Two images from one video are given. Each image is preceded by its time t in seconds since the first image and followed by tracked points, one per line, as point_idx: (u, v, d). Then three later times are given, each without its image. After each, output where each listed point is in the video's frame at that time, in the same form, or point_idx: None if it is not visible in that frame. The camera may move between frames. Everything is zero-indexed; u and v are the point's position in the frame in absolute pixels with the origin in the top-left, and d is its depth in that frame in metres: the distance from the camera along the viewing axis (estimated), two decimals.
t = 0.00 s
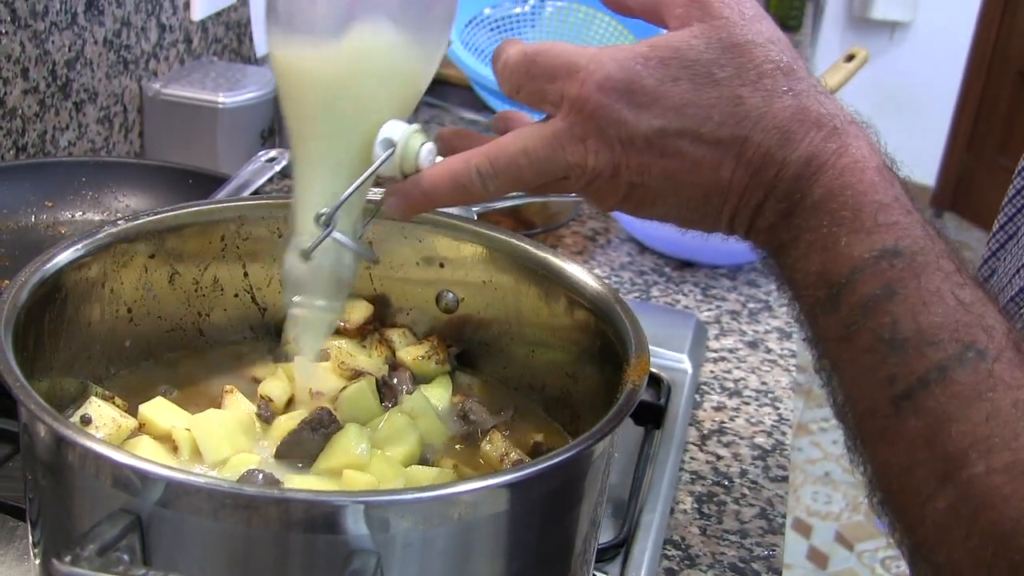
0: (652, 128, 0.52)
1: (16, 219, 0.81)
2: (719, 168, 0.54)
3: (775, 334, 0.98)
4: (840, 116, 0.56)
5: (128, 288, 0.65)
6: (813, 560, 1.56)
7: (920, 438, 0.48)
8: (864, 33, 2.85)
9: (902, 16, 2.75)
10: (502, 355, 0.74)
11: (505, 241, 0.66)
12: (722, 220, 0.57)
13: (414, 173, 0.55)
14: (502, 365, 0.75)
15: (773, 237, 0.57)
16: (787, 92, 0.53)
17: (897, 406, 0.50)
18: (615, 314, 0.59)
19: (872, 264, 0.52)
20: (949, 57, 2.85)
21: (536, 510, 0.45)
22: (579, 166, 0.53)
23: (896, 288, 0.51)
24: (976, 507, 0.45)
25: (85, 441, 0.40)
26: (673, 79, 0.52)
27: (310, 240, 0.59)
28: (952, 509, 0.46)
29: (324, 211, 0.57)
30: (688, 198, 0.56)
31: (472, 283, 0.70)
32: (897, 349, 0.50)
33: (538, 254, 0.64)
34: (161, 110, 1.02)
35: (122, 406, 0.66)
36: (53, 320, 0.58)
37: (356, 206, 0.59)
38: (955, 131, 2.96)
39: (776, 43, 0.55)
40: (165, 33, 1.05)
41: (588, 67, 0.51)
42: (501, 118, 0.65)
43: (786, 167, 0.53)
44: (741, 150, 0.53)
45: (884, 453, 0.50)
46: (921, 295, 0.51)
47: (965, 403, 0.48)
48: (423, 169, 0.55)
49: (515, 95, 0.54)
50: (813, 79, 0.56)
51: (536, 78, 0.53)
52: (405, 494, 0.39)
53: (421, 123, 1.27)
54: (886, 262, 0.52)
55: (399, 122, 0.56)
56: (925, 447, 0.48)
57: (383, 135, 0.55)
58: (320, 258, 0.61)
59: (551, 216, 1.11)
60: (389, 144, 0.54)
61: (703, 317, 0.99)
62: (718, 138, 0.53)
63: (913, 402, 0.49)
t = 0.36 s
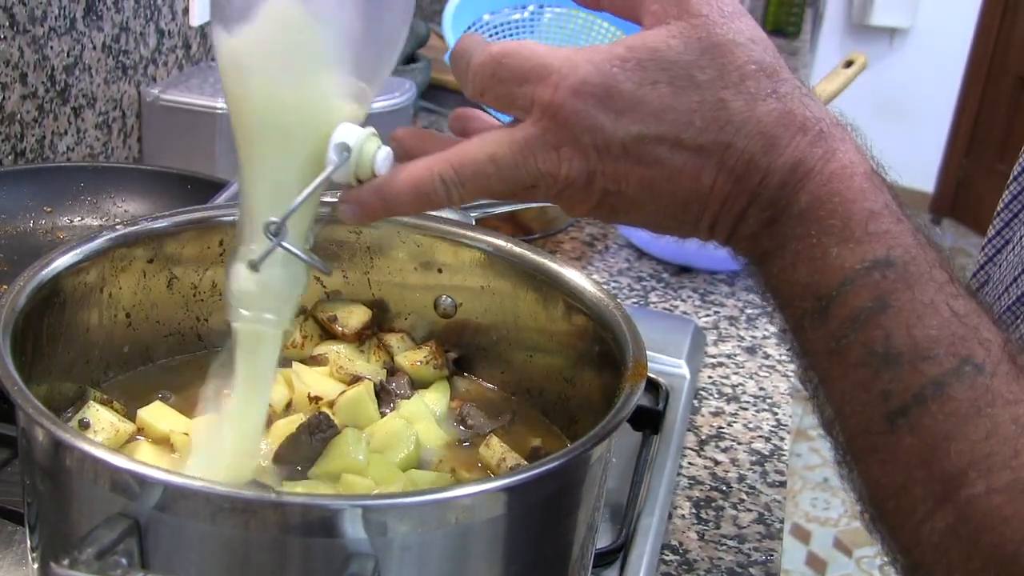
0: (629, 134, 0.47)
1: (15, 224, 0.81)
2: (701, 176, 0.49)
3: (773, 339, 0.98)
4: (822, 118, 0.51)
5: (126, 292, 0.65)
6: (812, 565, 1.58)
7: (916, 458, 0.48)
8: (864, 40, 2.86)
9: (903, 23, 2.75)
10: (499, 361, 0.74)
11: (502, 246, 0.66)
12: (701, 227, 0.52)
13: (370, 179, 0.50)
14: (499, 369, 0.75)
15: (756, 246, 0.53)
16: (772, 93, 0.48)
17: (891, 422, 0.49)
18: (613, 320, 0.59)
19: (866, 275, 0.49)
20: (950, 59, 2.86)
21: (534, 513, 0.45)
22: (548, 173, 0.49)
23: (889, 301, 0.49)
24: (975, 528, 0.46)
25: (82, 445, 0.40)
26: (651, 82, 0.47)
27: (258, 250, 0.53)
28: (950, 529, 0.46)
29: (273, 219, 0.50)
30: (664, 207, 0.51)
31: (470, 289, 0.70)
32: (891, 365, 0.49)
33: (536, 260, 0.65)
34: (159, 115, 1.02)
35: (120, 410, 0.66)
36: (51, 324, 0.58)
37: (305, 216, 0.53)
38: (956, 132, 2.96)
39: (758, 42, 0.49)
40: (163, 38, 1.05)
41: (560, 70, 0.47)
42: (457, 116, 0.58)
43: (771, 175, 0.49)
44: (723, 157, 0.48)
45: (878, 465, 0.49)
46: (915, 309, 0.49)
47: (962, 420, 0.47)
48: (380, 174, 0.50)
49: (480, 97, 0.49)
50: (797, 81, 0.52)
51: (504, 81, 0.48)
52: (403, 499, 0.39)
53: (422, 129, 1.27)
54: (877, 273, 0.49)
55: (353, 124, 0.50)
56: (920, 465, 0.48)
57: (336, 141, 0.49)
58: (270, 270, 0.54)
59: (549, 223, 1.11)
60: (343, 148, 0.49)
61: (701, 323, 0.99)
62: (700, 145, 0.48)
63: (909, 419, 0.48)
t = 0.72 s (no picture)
0: (618, 115, 0.46)
1: (13, 227, 0.81)
2: (693, 157, 0.48)
3: (771, 340, 0.98)
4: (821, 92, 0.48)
5: (125, 294, 0.65)
6: (811, 568, 1.58)
7: (913, 450, 0.47)
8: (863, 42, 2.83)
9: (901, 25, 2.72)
10: (497, 362, 0.74)
11: (497, 246, 0.66)
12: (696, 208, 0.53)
13: (349, 161, 0.51)
14: (497, 370, 0.75)
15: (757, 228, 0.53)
16: (765, 73, 0.47)
17: (888, 413, 0.48)
18: (609, 320, 0.59)
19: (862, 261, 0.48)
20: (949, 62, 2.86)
21: (533, 511, 0.45)
22: (535, 155, 0.48)
23: (885, 289, 0.48)
24: (973, 522, 0.46)
25: (79, 446, 0.40)
26: (640, 61, 0.46)
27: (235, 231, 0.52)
28: (945, 523, 0.47)
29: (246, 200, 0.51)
30: (655, 187, 0.50)
31: (467, 290, 0.70)
32: (888, 355, 0.48)
33: (533, 260, 0.65)
34: (157, 118, 1.03)
35: (118, 411, 0.66)
36: (49, 325, 0.58)
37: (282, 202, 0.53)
38: (954, 133, 2.97)
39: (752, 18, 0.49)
40: (161, 41, 1.05)
41: (547, 47, 0.45)
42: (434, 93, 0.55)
43: (764, 157, 0.47)
44: (715, 138, 0.47)
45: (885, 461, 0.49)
46: (912, 298, 0.48)
47: (961, 412, 0.47)
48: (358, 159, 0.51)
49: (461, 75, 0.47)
50: (790, 59, 0.50)
51: (486, 60, 0.46)
52: (401, 498, 0.40)
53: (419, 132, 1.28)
54: (874, 260, 0.48)
55: (332, 107, 0.52)
56: (918, 457, 0.47)
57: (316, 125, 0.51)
58: (244, 254, 0.54)
59: (548, 225, 1.11)
60: (322, 129, 0.50)
61: (699, 325, 1.00)
62: (690, 126, 0.47)
63: (906, 410, 0.48)
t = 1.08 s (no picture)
0: (708, 112, 0.52)
1: (11, 227, 0.81)
2: (773, 155, 0.54)
3: (769, 339, 0.98)
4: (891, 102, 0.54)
5: (123, 293, 0.65)
6: (810, 567, 1.58)
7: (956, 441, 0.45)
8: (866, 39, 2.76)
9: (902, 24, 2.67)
10: (495, 360, 0.75)
11: (496, 244, 0.66)
12: (776, 198, 0.57)
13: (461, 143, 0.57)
14: (495, 368, 0.75)
15: (825, 225, 0.57)
16: (846, 79, 0.53)
17: (937, 404, 0.46)
18: (608, 318, 0.59)
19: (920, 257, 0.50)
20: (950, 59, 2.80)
21: (533, 507, 0.45)
22: (630, 147, 0.55)
23: (943, 286, 0.48)
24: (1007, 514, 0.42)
25: (78, 443, 0.41)
26: (730, 63, 0.52)
27: (357, 217, 0.58)
28: (984, 512, 0.43)
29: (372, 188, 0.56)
30: (742, 181, 0.57)
31: (465, 288, 0.70)
32: (941, 347, 0.47)
33: (532, 259, 0.65)
34: (155, 118, 1.03)
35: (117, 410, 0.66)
36: (47, 324, 0.58)
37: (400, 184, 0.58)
38: (952, 132, 2.98)
39: (836, 27, 0.54)
40: (159, 41, 1.05)
41: (643, 48, 0.52)
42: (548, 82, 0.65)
43: (840, 158, 0.53)
44: (796, 139, 0.53)
45: (924, 450, 0.47)
46: (968, 294, 0.47)
47: (1004, 406, 0.44)
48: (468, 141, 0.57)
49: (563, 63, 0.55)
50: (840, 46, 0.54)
51: (589, 56, 0.53)
52: (397, 494, 0.40)
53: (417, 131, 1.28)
54: (933, 257, 0.49)
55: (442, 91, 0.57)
56: (964, 446, 0.44)
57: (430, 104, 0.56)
58: (371, 235, 0.60)
59: (547, 224, 1.12)
60: (436, 114, 0.55)
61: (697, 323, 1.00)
62: (777, 125, 0.52)
63: (953, 400, 0.46)
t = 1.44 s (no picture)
0: (720, 122, 0.53)
1: (12, 225, 0.81)
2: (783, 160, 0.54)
3: (770, 338, 0.98)
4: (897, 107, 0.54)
5: (125, 291, 0.65)
6: (809, 566, 1.59)
7: (960, 435, 0.46)
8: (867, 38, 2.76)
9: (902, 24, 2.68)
10: (497, 359, 0.75)
11: (498, 243, 0.66)
12: (787, 201, 0.57)
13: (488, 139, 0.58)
14: (496, 367, 0.75)
15: (833, 226, 0.57)
16: (852, 87, 0.53)
17: (941, 400, 0.48)
18: (610, 317, 0.59)
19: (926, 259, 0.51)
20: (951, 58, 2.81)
21: (536, 506, 0.45)
22: (645, 152, 0.55)
23: (947, 287, 0.50)
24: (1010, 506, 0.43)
25: (81, 441, 0.40)
26: (741, 74, 0.52)
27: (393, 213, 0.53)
28: (986, 504, 0.44)
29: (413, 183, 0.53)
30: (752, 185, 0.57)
31: (468, 287, 0.70)
32: (946, 346, 0.49)
33: (535, 258, 0.65)
34: (156, 116, 1.03)
35: (118, 407, 0.66)
36: (50, 321, 0.58)
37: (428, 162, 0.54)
38: (952, 132, 2.99)
39: (844, 35, 0.54)
40: (161, 39, 1.05)
41: (659, 60, 0.52)
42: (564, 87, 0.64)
43: (848, 163, 0.54)
44: (806, 144, 0.53)
45: (928, 445, 0.48)
46: (970, 294, 0.49)
47: (1007, 403, 0.45)
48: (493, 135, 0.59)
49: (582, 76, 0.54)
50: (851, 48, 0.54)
51: (607, 67, 0.52)
52: (401, 493, 0.40)
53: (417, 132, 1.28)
54: (939, 258, 0.51)
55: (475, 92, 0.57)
56: (967, 443, 0.46)
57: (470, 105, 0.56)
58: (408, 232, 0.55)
59: (548, 224, 1.12)
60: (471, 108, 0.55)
61: (698, 322, 1.00)
62: (787, 132, 0.53)
63: (956, 397, 0.47)
